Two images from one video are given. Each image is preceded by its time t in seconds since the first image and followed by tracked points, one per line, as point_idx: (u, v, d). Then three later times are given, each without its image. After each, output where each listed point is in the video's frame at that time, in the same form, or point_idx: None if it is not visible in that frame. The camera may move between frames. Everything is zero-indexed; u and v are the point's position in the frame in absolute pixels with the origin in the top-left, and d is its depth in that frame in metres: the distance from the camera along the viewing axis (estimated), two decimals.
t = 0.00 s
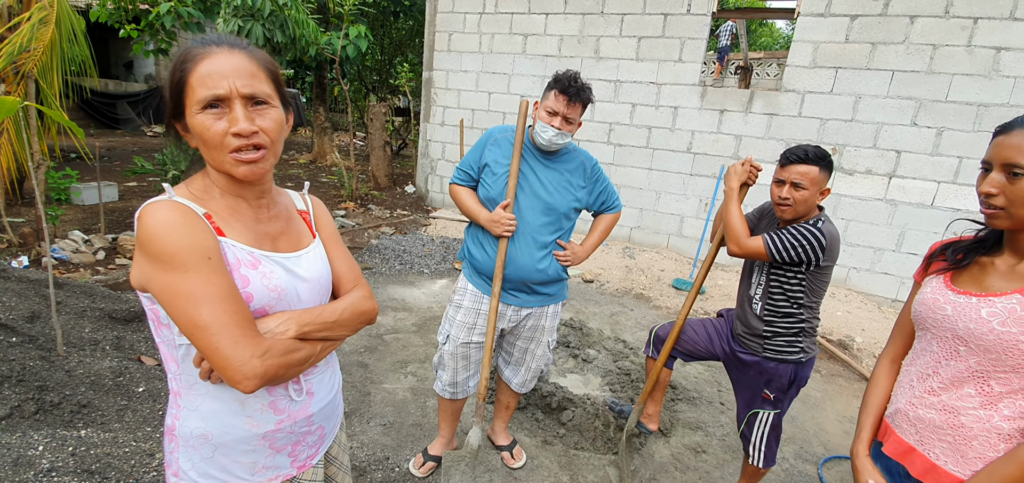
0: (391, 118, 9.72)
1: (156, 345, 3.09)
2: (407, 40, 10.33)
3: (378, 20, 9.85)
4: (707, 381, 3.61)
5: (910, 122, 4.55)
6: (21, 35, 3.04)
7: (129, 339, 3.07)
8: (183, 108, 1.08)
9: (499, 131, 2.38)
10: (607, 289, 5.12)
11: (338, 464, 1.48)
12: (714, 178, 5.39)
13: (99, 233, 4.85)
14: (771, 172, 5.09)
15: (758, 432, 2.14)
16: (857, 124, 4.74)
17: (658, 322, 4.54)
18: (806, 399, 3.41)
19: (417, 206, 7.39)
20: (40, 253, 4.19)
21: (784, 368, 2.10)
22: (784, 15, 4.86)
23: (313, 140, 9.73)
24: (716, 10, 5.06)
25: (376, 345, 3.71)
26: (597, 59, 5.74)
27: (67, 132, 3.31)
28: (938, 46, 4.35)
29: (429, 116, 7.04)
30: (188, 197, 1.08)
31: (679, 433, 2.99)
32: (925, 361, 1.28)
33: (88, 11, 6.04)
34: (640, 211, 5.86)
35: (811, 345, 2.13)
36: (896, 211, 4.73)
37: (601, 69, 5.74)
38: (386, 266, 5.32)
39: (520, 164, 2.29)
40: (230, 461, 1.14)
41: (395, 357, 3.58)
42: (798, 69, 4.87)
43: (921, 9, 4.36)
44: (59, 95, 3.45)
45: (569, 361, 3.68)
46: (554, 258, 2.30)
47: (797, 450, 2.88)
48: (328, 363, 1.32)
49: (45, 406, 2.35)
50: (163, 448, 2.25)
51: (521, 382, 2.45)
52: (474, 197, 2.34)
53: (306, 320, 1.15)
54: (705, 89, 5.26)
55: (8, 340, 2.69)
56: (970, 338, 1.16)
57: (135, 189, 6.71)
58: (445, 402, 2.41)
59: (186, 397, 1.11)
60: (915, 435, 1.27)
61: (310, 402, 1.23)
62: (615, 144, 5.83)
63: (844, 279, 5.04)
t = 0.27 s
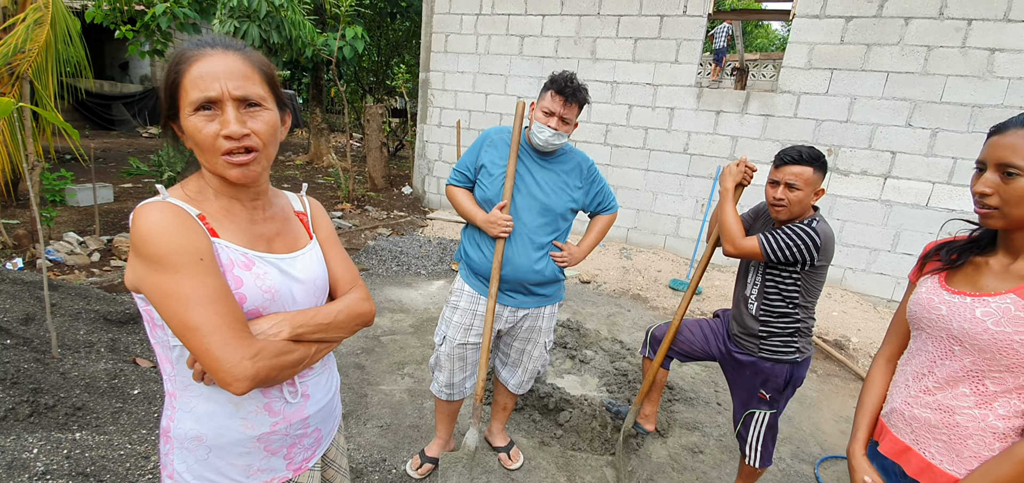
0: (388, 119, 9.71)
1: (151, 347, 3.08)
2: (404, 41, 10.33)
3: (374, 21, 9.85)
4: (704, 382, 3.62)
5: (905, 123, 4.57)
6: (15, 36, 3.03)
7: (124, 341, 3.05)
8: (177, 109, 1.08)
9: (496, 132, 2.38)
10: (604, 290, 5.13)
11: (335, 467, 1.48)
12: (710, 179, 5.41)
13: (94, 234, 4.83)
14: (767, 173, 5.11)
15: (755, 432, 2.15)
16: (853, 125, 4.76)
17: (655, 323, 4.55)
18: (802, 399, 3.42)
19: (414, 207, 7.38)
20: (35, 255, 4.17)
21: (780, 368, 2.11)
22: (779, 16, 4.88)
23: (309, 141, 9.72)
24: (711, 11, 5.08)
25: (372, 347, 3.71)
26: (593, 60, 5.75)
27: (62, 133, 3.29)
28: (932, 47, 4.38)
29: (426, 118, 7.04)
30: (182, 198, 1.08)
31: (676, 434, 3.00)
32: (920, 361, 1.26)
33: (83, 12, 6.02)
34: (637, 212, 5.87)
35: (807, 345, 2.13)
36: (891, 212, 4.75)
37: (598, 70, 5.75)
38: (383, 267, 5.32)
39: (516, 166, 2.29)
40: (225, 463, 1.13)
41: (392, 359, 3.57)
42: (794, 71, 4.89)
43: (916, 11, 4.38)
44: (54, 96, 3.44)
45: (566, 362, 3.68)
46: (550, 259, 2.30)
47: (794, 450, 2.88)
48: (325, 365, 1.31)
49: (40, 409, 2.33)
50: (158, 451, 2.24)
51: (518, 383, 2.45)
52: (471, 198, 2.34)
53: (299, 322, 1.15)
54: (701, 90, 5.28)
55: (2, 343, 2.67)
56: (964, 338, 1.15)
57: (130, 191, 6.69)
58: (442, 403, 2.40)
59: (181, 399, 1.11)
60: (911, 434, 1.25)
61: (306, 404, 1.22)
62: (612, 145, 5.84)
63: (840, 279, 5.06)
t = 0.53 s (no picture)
0: (384, 120, 9.69)
1: (145, 349, 3.06)
2: (400, 42, 10.33)
3: (371, 21, 9.83)
4: (700, 382, 3.63)
5: (899, 124, 4.60)
6: (9, 36, 3.02)
7: (118, 342, 3.04)
8: (173, 109, 1.07)
9: (491, 133, 2.38)
10: (601, 290, 5.13)
11: (332, 468, 1.47)
12: (706, 180, 5.42)
13: (88, 235, 4.80)
14: (762, 173, 5.12)
15: (751, 432, 2.15)
16: (847, 126, 4.78)
17: (651, 323, 4.56)
18: (798, 399, 3.43)
19: (411, 208, 7.37)
20: (28, 256, 4.14)
21: (776, 368, 2.11)
22: (775, 17, 4.90)
23: (305, 142, 9.69)
24: (707, 12, 5.09)
25: (369, 348, 3.70)
26: (589, 61, 5.76)
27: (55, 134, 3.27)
28: (927, 48, 4.40)
29: (422, 118, 7.03)
30: (175, 198, 1.07)
31: (673, 434, 3.00)
32: (915, 360, 1.25)
33: (77, 12, 5.99)
34: (633, 213, 5.88)
35: (802, 345, 2.14)
36: (886, 212, 4.77)
37: (594, 71, 5.76)
38: (379, 268, 5.30)
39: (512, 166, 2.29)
40: (221, 465, 1.12)
41: (388, 360, 3.56)
42: (789, 71, 4.90)
43: (910, 12, 4.41)
44: (48, 97, 3.42)
45: (563, 362, 3.67)
46: (546, 259, 2.30)
47: (790, 450, 2.89)
48: (321, 366, 1.31)
49: (33, 411, 2.31)
50: (152, 453, 2.23)
51: (515, 384, 2.45)
52: (467, 198, 2.34)
53: (295, 322, 1.14)
54: (697, 90, 5.29)
55: None
56: (959, 338, 1.14)
57: (124, 191, 6.65)
58: (438, 404, 2.40)
59: (176, 401, 1.10)
60: (906, 433, 1.24)
61: (302, 405, 1.21)
62: (608, 145, 5.85)
63: (835, 279, 5.07)
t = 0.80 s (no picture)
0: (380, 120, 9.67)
1: (140, 351, 3.05)
2: (395, 42, 10.32)
3: (366, 21, 9.81)
4: (696, 381, 3.64)
5: (893, 124, 4.62)
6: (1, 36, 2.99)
7: (112, 344, 3.02)
8: (169, 110, 1.07)
9: (486, 133, 2.38)
10: (597, 290, 5.14)
11: (327, 469, 1.47)
12: (701, 180, 5.44)
13: (81, 236, 4.77)
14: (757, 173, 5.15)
15: (746, 431, 2.16)
16: (841, 126, 4.80)
17: (647, 323, 4.56)
18: (793, 398, 3.44)
19: (406, 208, 7.36)
20: (21, 257, 4.12)
21: (770, 367, 2.12)
22: (769, 18, 4.92)
23: (300, 142, 9.67)
24: (702, 13, 5.11)
25: (364, 348, 3.69)
26: (585, 61, 5.77)
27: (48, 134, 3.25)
28: (920, 49, 4.43)
29: (418, 119, 7.02)
30: (169, 198, 1.07)
31: (669, 433, 3.01)
32: (909, 359, 1.26)
33: (70, 11, 5.95)
34: (629, 213, 5.89)
35: (797, 344, 2.15)
36: (880, 212, 4.80)
37: (590, 71, 5.77)
38: (375, 268, 5.30)
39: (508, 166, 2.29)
40: (215, 467, 1.11)
41: (384, 360, 3.56)
42: (784, 72, 4.92)
43: (903, 13, 4.43)
44: (41, 97, 3.39)
45: (559, 362, 3.68)
46: (542, 259, 2.30)
47: (785, 449, 2.90)
48: (316, 367, 1.30)
49: (26, 413, 2.30)
50: (146, 455, 2.22)
51: (511, 384, 2.45)
52: (462, 199, 2.34)
53: (290, 323, 1.14)
54: (693, 91, 5.31)
55: None
56: (952, 337, 1.15)
57: (118, 192, 6.62)
58: (434, 405, 2.40)
59: (170, 402, 1.09)
60: (900, 432, 1.25)
61: (297, 406, 1.20)
62: (604, 146, 5.86)
63: (830, 279, 5.10)
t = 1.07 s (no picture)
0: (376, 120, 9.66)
1: (135, 351, 3.03)
2: (392, 41, 10.31)
3: (362, 21, 9.80)
4: (692, 380, 3.65)
5: (887, 124, 4.65)
6: None
7: (107, 344, 3.01)
8: (180, 114, 1.05)
9: (483, 133, 2.38)
10: (593, 290, 5.15)
11: (324, 467, 1.46)
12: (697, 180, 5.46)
13: (75, 236, 4.75)
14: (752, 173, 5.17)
15: (741, 429, 2.18)
16: (836, 126, 4.83)
17: (643, 322, 4.58)
18: (788, 396, 3.46)
19: (403, 208, 7.36)
20: (14, 257, 4.09)
21: (766, 366, 2.13)
22: (764, 18, 4.94)
23: (296, 142, 9.64)
24: (698, 13, 5.13)
25: (361, 348, 3.69)
26: (581, 61, 5.78)
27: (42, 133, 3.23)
28: (913, 50, 4.46)
29: (414, 118, 7.02)
30: (170, 196, 1.07)
31: (665, 432, 3.02)
32: (902, 356, 1.27)
33: (64, 10, 5.92)
34: (625, 212, 5.90)
35: (792, 343, 2.17)
36: (875, 211, 4.83)
37: (586, 71, 5.78)
38: (372, 268, 5.29)
39: (506, 166, 2.29)
40: (210, 464, 1.11)
41: (380, 360, 3.56)
42: (779, 72, 4.95)
43: (897, 14, 4.46)
44: (34, 96, 3.38)
45: (555, 362, 3.69)
46: (538, 258, 2.31)
47: (780, 447, 2.92)
48: (313, 365, 1.30)
49: (20, 413, 2.29)
50: (142, 455, 2.22)
51: (507, 383, 2.46)
52: (458, 198, 2.34)
53: (287, 321, 1.14)
54: (689, 91, 5.33)
55: None
56: (943, 333, 1.16)
57: (113, 192, 6.59)
58: (431, 404, 2.40)
59: (165, 399, 1.09)
60: (893, 427, 1.26)
61: (293, 404, 1.20)
62: (600, 146, 5.87)
63: (825, 278, 5.13)
